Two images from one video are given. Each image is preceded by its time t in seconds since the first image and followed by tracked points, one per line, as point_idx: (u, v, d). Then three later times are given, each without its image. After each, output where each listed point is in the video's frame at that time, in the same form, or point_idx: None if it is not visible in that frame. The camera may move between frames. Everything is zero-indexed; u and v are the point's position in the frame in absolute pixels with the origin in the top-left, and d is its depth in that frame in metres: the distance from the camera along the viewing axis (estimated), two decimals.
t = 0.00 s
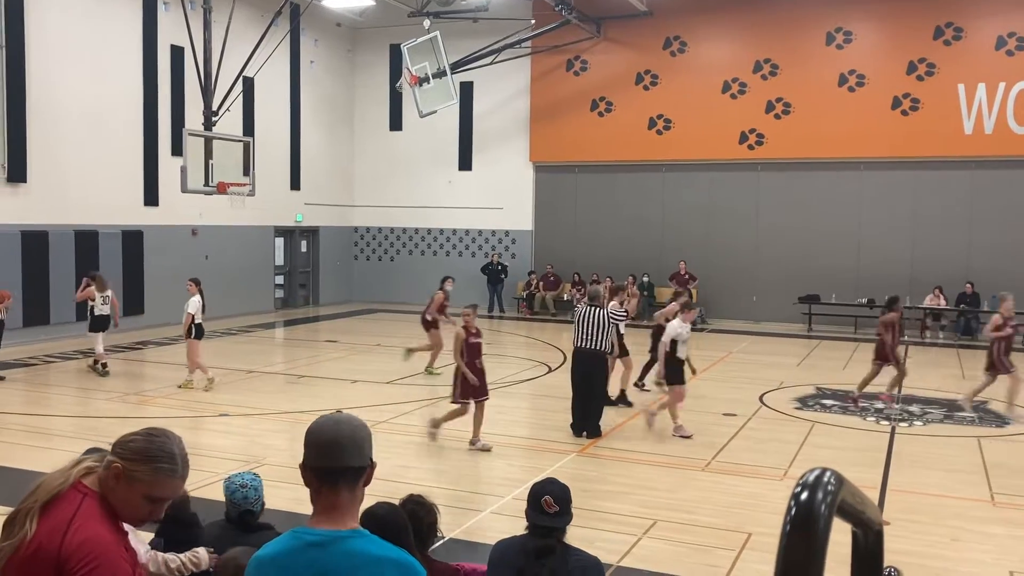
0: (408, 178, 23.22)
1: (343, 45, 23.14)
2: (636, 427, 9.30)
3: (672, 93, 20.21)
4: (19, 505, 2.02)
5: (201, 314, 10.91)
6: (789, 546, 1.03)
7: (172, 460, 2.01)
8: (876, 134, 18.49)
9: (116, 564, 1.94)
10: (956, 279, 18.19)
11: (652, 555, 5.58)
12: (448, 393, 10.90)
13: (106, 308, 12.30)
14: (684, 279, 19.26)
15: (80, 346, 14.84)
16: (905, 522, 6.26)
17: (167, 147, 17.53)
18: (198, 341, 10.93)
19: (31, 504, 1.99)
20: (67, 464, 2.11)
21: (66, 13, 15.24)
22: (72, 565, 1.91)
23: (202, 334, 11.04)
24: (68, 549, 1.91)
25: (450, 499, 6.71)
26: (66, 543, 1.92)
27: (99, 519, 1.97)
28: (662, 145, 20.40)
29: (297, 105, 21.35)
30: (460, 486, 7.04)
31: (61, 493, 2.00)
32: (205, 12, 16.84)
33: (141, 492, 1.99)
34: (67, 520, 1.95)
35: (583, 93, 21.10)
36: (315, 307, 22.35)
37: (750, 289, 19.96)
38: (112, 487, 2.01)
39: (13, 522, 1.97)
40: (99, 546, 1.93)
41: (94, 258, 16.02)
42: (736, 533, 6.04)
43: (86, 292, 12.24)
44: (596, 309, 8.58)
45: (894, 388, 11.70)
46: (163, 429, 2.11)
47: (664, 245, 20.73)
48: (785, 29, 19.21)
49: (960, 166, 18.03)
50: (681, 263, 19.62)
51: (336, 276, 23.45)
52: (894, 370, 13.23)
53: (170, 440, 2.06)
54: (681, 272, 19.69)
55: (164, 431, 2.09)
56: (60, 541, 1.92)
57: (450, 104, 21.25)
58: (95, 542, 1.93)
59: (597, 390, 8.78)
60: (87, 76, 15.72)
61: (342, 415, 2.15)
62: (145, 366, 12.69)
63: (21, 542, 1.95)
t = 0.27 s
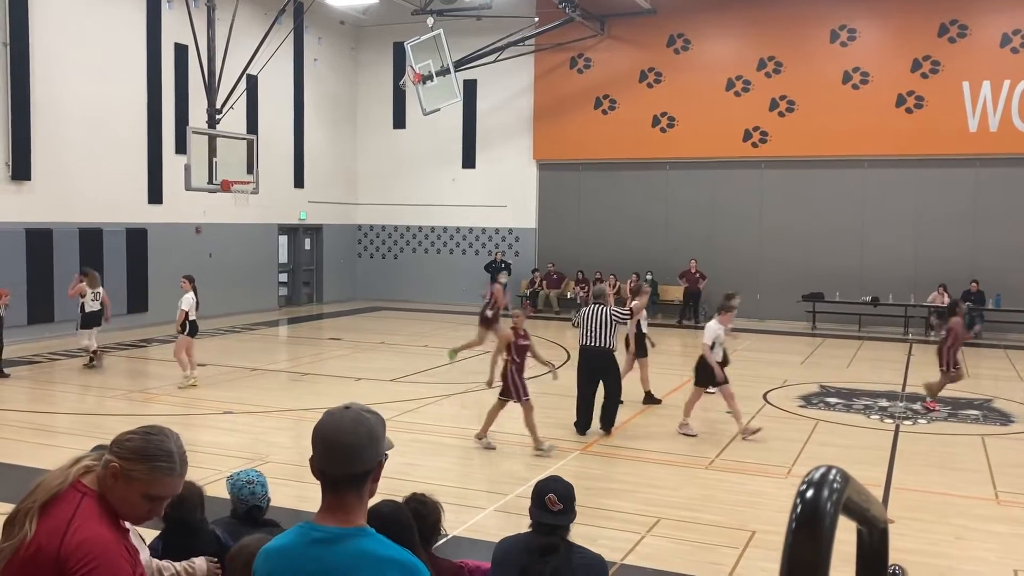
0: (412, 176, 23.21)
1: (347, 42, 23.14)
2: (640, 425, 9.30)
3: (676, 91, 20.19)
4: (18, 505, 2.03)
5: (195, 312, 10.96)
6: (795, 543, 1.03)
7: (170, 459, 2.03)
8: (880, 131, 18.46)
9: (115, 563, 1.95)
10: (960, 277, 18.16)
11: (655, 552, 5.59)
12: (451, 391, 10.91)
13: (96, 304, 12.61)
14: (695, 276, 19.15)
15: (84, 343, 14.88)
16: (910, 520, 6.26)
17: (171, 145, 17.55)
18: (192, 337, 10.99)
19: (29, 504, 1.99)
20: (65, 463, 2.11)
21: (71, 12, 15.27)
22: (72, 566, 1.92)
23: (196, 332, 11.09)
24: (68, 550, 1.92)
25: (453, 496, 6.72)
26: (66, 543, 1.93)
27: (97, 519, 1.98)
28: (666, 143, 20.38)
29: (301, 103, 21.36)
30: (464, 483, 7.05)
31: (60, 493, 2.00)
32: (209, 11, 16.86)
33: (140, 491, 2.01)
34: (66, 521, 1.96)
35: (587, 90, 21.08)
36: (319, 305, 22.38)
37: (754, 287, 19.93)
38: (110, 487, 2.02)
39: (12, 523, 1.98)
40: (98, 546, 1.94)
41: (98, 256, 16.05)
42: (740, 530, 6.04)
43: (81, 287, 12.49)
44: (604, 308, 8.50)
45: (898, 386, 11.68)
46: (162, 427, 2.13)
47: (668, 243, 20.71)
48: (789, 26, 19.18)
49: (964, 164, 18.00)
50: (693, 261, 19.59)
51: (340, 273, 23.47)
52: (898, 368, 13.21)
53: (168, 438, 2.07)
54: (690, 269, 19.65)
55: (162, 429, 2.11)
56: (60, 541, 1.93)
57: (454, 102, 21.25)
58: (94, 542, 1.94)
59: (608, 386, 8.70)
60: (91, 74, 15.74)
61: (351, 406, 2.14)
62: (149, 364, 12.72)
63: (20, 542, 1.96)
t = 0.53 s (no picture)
0: (415, 174, 23.21)
1: (350, 40, 23.13)
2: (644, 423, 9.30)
3: (680, 89, 20.17)
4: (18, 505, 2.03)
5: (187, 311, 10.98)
6: (799, 541, 1.03)
7: (173, 455, 2.05)
8: (884, 130, 18.42)
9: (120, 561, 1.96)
10: (964, 275, 18.12)
11: (659, 550, 5.59)
12: (455, 389, 10.91)
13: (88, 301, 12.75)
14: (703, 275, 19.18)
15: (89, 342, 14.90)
16: (913, 518, 6.25)
17: (175, 144, 17.57)
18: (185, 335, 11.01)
19: (31, 504, 2.00)
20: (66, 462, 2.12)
21: (75, 11, 15.29)
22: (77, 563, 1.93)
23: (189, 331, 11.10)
24: (72, 547, 1.93)
25: (457, 494, 6.72)
26: (70, 541, 1.93)
27: (100, 516, 1.99)
28: (669, 141, 20.36)
29: (304, 101, 21.37)
30: (467, 481, 7.05)
31: (61, 491, 2.01)
32: (213, 9, 16.88)
33: (144, 488, 2.02)
34: (69, 520, 1.96)
35: (591, 88, 21.06)
36: (322, 303, 22.40)
37: (758, 285, 19.90)
38: (113, 484, 2.03)
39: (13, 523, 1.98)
40: (102, 543, 1.95)
41: (102, 254, 16.08)
42: (743, 529, 6.04)
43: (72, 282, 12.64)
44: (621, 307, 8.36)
45: (902, 385, 11.66)
46: (163, 424, 2.14)
47: (672, 241, 20.69)
48: (793, 24, 19.14)
49: (968, 161, 17.96)
50: (700, 260, 19.58)
51: (343, 272, 23.48)
52: (902, 367, 13.19)
53: (171, 435, 2.09)
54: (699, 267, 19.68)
55: (164, 426, 2.13)
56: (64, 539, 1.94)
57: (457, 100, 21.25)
58: (98, 539, 1.95)
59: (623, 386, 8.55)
60: (95, 73, 15.76)
61: (353, 406, 2.16)
62: (153, 362, 12.75)
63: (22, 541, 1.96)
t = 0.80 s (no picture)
0: (419, 173, 23.21)
1: (354, 39, 23.14)
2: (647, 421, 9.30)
3: (683, 87, 20.14)
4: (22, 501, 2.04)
5: (178, 309, 11.01)
6: (802, 538, 1.03)
7: (177, 445, 2.07)
8: (888, 128, 18.38)
9: (126, 552, 1.97)
10: (969, 273, 18.07)
11: (662, 548, 5.60)
12: (458, 387, 10.91)
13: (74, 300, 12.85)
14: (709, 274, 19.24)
15: (93, 340, 14.94)
16: (917, 516, 6.24)
17: (178, 142, 17.59)
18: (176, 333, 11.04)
19: (35, 497, 2.01)
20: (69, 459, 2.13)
21: (79, 9, 15.31)
22: (82, 553, 1.93)
23: (179, 329, 11.12)
24: (76, 537, 1.94)
25: (460, 492, 6.73)
26: (75, 533, 1.94)
27: (106, 506, 2.00)
28: (672, 139, 20.33)
29: (308, 99, 21.38)
30: (470, 479, 7.06)
31: (65, 485, 2.02)
32: (217, 8, 16.90)
33: (147, 479, 2.04)
34: (74, 511, 1.97)
35: (594, 86, 21.04)
36: (326, 302, 22.43)
37: (762, 284, 19.87)
38: (117, 476, 2.04)
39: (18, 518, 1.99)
40: (108, 534, 1.96)
41: (106, 252, 16.11)
42: (746, 527, 6.03)
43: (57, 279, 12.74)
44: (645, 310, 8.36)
45: (906, 383, 11.63)
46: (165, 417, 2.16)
47: (675, 239, 20.66)
48: (797, 21, 19.11)
49: (973, 159, 17.92)
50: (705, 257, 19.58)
51: (346, 270, 23.50)
52: (906, 365, 13.16)
53: (174, 427, 2.11)
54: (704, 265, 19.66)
55: (168, 419, 2.15)
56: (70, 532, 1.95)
57: (461, 98, 21.25)
58: (103, 527, 1.96)
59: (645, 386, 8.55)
60: (99, 72, 15.79)
61: (354, 405, 2.16)
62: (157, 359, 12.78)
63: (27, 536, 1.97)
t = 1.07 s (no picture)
0: (422, 172, 23.21)
1: (357, 38, 23.14)
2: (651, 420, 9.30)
3: (687, 86, 20.12)
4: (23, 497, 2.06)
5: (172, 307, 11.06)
6: (806, 537, 1.03)
7: (169, 436, 2.06)
8: (892, 126, 18.35)
9: (123, 543, 1.98)
10: (973, 272, 18.04)
11: (666, 547, 5.60)
12: (461, 386, 10.91)
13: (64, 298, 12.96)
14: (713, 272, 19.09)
15: (97, 339, 14.96)
16: (921, 516, 6.24)
17: (183, 141, 17.60)
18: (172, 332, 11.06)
19: (35, 492, 2.03)
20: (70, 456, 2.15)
21: (83, 8, 15.34)
22: (77, 543, 1.94)
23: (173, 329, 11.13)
24: (72, 527, 1.95)
25: (464, 491, 6.73)
26: (70, 523, 1.95)
27: (101, 497, 2.00)
28: (676, 137, 20.30)
29: (311, 98, 21.39)
30: (474, 478, 7.06)
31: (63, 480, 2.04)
32: (221, 7, 16.92)
33: (141, 470, 2.04)
34: (68, 503, 1.98)
35: (598, 85, 21.03)
36: (330, 300, 22.46)
37: (766, 283, 19.85)
38: (112, 469, 2.05)
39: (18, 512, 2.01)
40: (104, 526, 1.96)
41: (111, 252, 16.14)
42: (751, 526, 6.03)
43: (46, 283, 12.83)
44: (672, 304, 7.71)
45: (910, 382, 11.61)
46: (162, 410, 2.16)
47: (679, 237, 20.65)
48: (801, 20, 19.08)
49: (977, 157, 17.89)
50: (710, 256, 19.56)
51: (350, 269, 23.51)
52: (910, 364, 13.14)
53: (168, 419, 2.10)
54: (709, 264, 19.64)
55: (164, 412, 2.14)
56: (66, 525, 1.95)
57: (464, 97, 21.25)
58: (97, 518, 1.96)
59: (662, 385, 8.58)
60: (103, 71, 15.81)
61: (358, 405, 2.17)
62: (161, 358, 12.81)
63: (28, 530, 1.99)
